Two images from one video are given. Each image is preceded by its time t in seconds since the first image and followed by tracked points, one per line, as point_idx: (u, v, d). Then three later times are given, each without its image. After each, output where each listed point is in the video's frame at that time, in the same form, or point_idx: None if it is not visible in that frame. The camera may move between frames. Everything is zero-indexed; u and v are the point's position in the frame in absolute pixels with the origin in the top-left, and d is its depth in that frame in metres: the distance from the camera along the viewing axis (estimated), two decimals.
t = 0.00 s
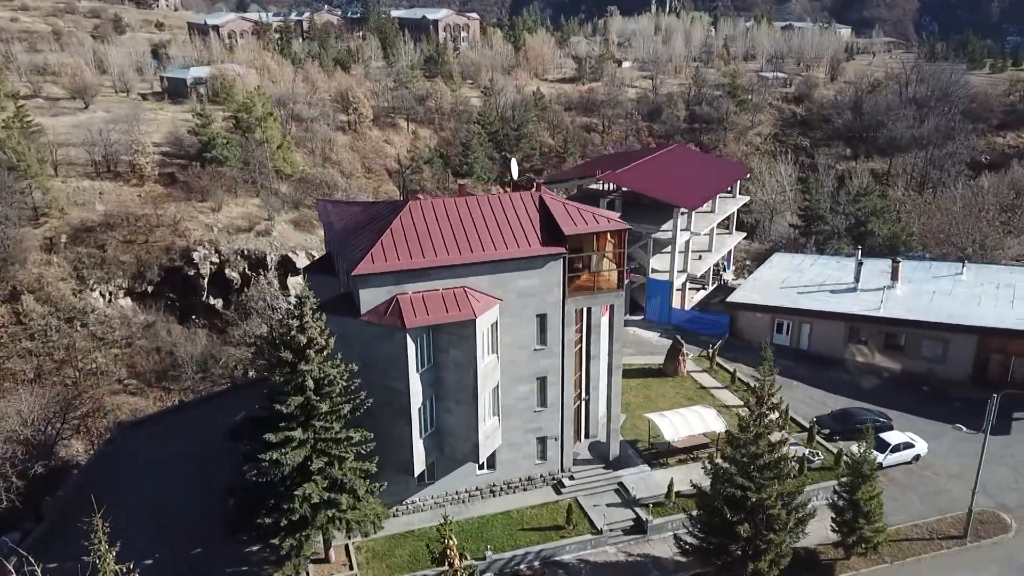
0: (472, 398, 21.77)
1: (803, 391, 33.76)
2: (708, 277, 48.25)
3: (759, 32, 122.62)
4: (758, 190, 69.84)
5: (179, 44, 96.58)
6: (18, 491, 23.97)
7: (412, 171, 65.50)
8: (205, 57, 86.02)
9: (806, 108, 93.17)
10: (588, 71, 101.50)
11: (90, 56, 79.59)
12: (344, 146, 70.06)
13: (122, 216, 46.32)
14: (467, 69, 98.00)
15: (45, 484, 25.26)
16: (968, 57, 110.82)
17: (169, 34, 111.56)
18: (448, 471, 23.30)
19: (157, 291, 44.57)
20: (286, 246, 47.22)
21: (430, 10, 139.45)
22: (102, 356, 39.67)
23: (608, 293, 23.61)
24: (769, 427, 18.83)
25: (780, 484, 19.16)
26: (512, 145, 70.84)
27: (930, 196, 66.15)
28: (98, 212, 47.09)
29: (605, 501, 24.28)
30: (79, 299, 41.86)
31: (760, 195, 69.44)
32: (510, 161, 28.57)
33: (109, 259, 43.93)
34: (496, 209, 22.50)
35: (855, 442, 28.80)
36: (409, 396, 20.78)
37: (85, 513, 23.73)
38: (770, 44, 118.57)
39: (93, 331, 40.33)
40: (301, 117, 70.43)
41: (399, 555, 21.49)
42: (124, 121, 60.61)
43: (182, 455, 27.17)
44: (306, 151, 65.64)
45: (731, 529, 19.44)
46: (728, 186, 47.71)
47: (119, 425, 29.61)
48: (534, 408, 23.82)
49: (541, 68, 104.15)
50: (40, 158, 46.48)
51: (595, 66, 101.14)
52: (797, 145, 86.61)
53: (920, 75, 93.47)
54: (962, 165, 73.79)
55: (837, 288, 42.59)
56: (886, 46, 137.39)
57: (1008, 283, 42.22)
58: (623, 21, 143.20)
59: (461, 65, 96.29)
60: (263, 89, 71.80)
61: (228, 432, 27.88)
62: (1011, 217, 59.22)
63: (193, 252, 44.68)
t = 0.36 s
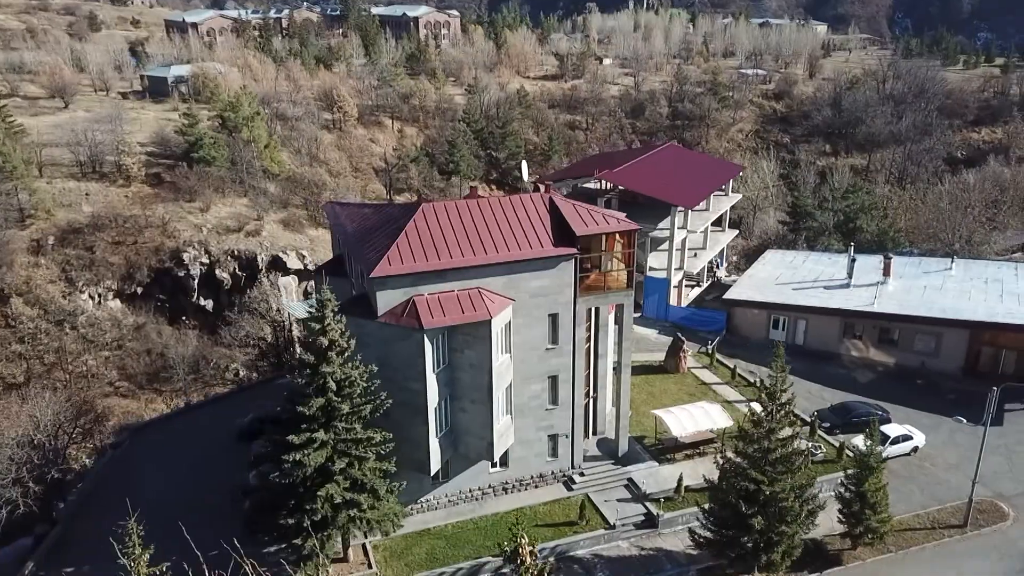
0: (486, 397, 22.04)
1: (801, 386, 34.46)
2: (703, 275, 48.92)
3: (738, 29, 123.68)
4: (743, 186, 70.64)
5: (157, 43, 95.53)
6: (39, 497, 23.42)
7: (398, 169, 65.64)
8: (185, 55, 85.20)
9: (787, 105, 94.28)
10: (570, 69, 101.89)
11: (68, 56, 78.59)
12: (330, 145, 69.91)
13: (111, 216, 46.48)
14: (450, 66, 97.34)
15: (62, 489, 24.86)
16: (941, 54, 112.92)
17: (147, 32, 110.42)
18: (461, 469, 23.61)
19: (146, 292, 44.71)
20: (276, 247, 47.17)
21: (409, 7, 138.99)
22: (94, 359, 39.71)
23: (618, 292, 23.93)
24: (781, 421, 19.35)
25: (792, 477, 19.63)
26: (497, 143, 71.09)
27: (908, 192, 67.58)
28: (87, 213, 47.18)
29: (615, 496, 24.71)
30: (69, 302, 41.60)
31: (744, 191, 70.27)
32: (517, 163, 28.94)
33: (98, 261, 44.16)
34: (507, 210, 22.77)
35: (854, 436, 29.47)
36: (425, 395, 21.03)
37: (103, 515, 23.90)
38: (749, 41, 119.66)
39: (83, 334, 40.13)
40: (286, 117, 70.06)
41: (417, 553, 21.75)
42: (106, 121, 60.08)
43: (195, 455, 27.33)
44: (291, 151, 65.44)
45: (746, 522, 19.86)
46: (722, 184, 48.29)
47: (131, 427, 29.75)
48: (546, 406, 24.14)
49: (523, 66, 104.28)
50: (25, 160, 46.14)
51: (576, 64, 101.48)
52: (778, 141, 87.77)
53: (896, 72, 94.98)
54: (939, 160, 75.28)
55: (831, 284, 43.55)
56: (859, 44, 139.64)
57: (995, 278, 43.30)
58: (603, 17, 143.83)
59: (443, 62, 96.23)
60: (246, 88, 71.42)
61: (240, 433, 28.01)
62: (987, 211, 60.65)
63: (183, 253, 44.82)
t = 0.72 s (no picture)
0: (491, 397, 22.32)
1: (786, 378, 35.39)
2: (685, 271, 49.81)
3: (703, 26, 125.39)
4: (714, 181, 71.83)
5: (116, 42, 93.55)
6: (40, 505, 23.19)
7: (371, 168, 65.43)
8: (147, 54, 83.59)
9: (752, 101, 95.99)
10: (539, 66, 102.25)
11: (26, 55, 76.62)
12: (302, 144, 69.35)
13: (82, 221, 46.01)
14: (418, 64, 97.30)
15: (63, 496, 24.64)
16: (898, 51, 115.98)
17: (106, 31, 108.12)
18: (465, 468, 23.85)
19: (121, 297, 44.57)
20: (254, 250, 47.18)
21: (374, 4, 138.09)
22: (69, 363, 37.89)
23: (616, 291, 24.35)
24: (781, 414, 20.04)
25: (792, 468, 20.31)
26: (469, 141, 71.26)
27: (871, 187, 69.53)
28: (58, 217, 46.45)
29: (616, 490, 25.20)
30: (42, 308, 40.14)
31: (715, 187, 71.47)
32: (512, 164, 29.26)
33: (71, 265, 43.76)
34: (508, 212, 23.07)
35: (840, 426, 30.39)
36: (432, 396, 21.22)
37: (106, 521, 23.84)
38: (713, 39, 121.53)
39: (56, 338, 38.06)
40: (256, 116, 69.27)
41: (424, 552, 21.98)
42: (71, 122, 58.81)
43: (195, 460, 27.29)
44: (263, 151, 64.78)
45: (749, 512, 20.52)
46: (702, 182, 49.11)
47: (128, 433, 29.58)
48: (547, 404, 24.51)
49: (491, 63, 104.46)
50: None
51: (544, 61, 101.91)
52: (745, 137, 89.30)
53: (857, 68, 97.37)
54: (901, 155, 77.47)
55: (811, 278, 44.78)
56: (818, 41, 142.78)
57: (967, 270, 44.86)
58: (569, 15, 144.60)
59: (411, 60, 95.86)
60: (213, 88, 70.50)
61: (240, 437, 27.98)
62: (947, 201, 62.69)
63: (157, 256, 45.03)
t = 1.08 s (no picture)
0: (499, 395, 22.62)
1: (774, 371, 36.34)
2: (670, 268, 50.55)
3: (670, 24, 126.80)
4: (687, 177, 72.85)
5: (76, 40, 91.42)
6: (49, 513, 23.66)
7: (346, 167, 64.98)
8: (111, 53, 81.92)
9: (721, 98, 97.44)
10: (509, 64, 102.32)
11: None
12: (276, 143, 68.63)
13: (57, 223, 44.92)
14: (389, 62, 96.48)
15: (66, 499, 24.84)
16: (860, 47, 118.56)
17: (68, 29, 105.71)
18: (472, 466, 24.12)
19: (99, 300, 44.09)
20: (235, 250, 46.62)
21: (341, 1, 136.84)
22: (46, 371, 38.71)
23: (618, 289, 24.77)
24: (785, 407, 20.74)
25: (794, 458, 21.03)
26: (444, 139, 71.34)
27: (839, 182, 71.19)
28: (32, 221, 45.67)
29: (618, 484, 25.71)
30: (19, 314, 40.72)
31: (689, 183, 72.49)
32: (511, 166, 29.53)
33: (47, 269, 43.42)
34: (510, 214, 23.42)
35: (830, 417, 31.39)
36: (443, 396, 21.46)
37: (109, 524, 23.86)
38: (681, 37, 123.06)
39: (35, 345, 39.20)
40: (228, 116, 68.45)
41: (435, 549, 22.26)
42: (38, 122, 57.55)
43: (197, 462, 27.37)
44: (237, 151, 64.09)
45: (752, 502, 21.22)
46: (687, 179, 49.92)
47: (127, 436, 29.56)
48: (551, 401, 24.89)
49: (462, 61, 104.39)
50: None
51: (514, 59, 102.12)
52: (715, 133, 90.55)
53: (821, 64, 99.47)
54: (866, 150, 79.48)
55: (794, 273, 45.97)
56: (782, 39, 145.25)
57: (943, 263, 46.31)
58: (536, 12, 144.81)
59: (381, 57, 95.30)
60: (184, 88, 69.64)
61: (242, 439, 28.08)
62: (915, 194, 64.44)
63: (136, 259, 44.15)
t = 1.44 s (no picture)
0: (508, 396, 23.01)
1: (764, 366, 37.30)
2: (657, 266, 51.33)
3: (640, 22, 127.93)
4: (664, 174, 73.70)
5: (39, 41, 89.19)
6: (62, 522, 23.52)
7: (324, 167, 64.26)
8: (75, 52, 80.09)
9: (693, 95, 98.63)
10: (482, 62, 102.10)
11: None
12: (252, 143, 67.27)
13: (35, 227, 44.23)
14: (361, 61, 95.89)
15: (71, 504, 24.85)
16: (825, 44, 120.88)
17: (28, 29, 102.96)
18: (480, 466, 24.49)
19: (79, 306, 43.25)
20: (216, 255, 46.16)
21: None
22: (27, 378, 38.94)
23: (620, 289, 25.28)
24: (788, 402, 21.49)
25: (795, 451, 21.76)
26: (420, 138, 71.24)
27: (811, 178, 72.69)
28: (9, 225, 44.77)
29: (622, 480, 26.28)
30: None
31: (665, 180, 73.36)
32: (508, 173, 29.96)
33: (25, 276, 42.17)
34: (515, 216, 23.82)
35: (820, 409, 32.40)
36: (454, 397, 21.80)
37: (114, 532, 23.88)
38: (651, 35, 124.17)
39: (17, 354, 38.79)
40: (203, 117, 67.52)
41: (447, 548, 22.63)
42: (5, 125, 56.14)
43: (200, 467, 27.46)
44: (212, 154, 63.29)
45: (756, 494, 21.93)
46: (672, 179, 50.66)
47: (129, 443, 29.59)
48: (556, 400, 25.32)
49: (434, 60, 104.10)
50: None
51: (487, 56, 102.03)
52: (687, 130, 91.68)
53: (789, 61, 101.05)
54: (834, 146, 81.24)
55: (779, 269, 47.05)
56: (748, 36, 147.53)
57: (922, 258, 47.66)
58: (506, 9, 144.80)
59: (353, 56, 94.58)
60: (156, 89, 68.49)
61: (245, 444, 28.20)
62: (890, 191, 65.70)
63: (116, 263, 43.35)
